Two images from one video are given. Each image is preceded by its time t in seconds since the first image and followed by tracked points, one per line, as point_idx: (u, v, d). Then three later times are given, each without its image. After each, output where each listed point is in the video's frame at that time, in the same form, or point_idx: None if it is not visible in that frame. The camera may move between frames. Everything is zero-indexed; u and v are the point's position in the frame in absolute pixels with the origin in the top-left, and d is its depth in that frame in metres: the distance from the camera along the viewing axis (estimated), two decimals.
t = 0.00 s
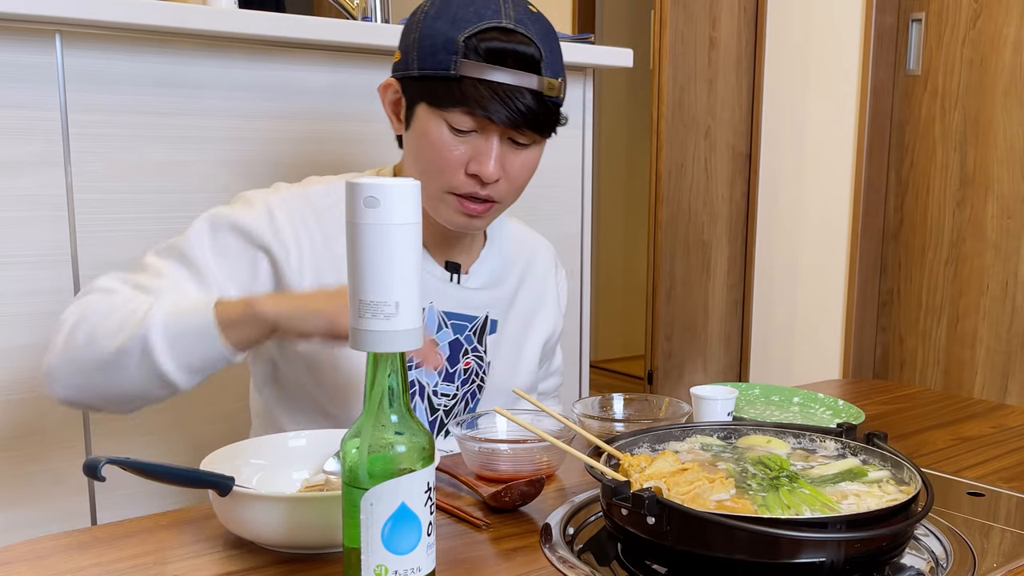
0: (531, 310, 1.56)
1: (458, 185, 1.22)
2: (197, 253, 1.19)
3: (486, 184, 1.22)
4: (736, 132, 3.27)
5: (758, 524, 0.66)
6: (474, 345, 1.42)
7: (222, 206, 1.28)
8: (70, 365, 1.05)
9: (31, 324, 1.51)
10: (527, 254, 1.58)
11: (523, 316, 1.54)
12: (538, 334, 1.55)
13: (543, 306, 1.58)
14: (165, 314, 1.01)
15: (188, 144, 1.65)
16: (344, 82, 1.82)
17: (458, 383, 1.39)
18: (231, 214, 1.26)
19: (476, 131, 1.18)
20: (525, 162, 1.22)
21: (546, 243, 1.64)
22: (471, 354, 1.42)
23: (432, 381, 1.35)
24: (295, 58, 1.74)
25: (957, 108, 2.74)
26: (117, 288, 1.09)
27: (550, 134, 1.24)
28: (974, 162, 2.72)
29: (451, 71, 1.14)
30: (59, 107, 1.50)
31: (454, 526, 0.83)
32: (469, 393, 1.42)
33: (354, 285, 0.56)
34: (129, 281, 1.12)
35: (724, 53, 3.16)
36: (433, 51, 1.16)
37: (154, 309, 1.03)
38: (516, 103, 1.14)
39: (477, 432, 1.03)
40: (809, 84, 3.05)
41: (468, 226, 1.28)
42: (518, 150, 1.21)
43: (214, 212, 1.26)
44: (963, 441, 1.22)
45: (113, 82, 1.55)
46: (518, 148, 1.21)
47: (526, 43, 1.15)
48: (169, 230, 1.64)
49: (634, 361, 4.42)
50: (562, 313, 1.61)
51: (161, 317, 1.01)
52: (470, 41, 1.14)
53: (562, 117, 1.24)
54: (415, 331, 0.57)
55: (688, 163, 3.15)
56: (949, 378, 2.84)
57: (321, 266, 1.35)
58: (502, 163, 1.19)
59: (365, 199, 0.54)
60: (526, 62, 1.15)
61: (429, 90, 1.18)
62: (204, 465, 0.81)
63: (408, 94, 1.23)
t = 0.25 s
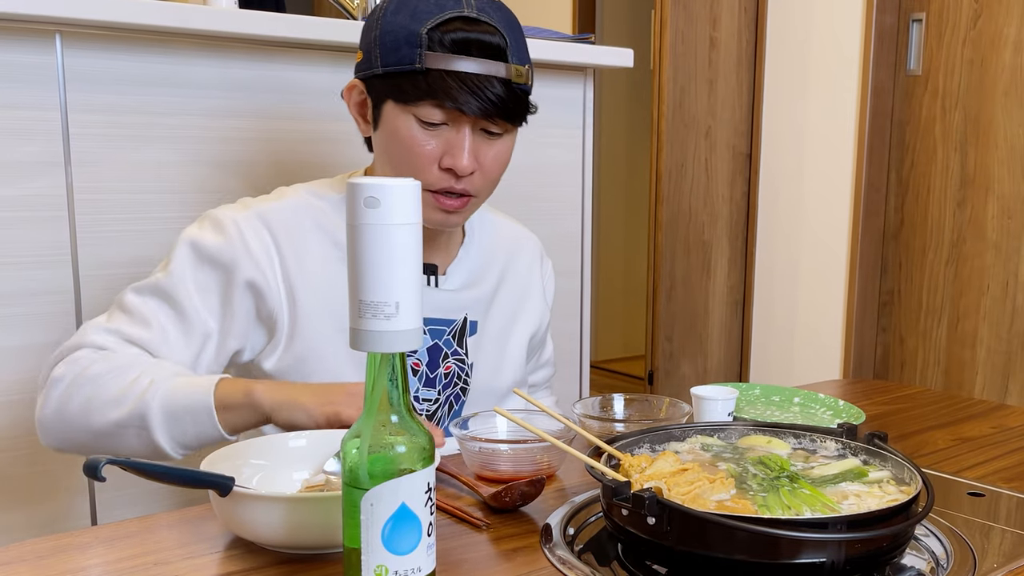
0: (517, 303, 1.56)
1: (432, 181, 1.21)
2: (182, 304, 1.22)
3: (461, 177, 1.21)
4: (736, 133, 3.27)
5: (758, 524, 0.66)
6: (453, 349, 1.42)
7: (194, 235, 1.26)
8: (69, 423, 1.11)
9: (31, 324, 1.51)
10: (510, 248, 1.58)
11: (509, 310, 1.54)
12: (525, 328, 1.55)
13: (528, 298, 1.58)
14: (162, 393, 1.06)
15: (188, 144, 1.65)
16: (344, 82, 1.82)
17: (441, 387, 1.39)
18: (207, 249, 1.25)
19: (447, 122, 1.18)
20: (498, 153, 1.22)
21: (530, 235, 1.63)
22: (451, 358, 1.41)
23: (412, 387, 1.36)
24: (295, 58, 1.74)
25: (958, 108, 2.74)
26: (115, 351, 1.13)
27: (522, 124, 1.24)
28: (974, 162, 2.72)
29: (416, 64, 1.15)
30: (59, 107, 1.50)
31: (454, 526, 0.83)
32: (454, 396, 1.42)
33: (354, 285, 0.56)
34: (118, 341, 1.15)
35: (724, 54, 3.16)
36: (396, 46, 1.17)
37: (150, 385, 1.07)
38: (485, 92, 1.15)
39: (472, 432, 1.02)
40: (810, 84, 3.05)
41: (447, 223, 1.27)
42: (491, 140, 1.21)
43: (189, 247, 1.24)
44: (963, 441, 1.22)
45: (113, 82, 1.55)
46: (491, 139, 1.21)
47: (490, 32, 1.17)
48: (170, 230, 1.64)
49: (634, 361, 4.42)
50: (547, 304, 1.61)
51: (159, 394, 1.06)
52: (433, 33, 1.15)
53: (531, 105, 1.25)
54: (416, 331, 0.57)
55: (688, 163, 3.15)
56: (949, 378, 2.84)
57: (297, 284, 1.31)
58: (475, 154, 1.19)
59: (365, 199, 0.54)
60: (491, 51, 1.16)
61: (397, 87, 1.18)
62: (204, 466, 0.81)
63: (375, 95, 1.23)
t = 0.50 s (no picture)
0: (516, 302, 1.56)
1: (427, 176, 1.21)
2: (179, 315, 1.22)
3: (456, 172, 1.21)
4: (736, 133, 3.26)
5: (758, 525, 0.66)
6: (451, 352, 1.41)
7: (190, 241, 1.25)
8: (63, 431, 1.12)
9: (31, 324, 1.51)
10: (507, 246, 1.58)
11: (508, 309, 1.55)
12: (523, 327, 1.56)
13: (526, 297, 1.58)
14: (160, 409, 1.06)
15: (189, 144, 1.65)
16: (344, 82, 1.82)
17: (439, 391, 1.38)
18: (204, 257, 1.24)
19: (441, 117, 1.18)
20: (492, 147, 1.23)
21: (527, 233, 1.63)
22: (449, 361, 1.40)
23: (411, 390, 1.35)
24: (295, 58, 1.74)
25: (958, 108, 2.74)
26: (110, 363, 1.13)
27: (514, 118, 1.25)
28: (975, 162, 2.72)
29: (407, 60, 1.14)
30: (59, 107, 1.50)
31: (455, 526, 0.83)
32: (452, 398, 1.42)
33: (354, 286, 0.56)
34: (114, 348, 1.15)
35: (724, 54, 3.16)
36: (386, 43, 1.16)
37: (148, 402, 1.08)
38: (477, 86, 1.15)
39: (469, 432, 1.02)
40: (810, 85, 3.05)
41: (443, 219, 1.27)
42: (485, 134, 1.22)
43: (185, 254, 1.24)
44: (963, 441, 1.22)
45: (113, 82, 1.55)
46: (485, 133, 1.22)
47: (480, 25, 1.17)
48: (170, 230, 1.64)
49: (635, 362, 4.42)
50: (546, 302, 1.61)
51: (156, 409, 1.06)
52: (422, 28, 1.15)
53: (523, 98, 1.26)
54: (416, 331, 0.57)
55: (688, 163, 3.15)
56: (950, 378, 2.84)
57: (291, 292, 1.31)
58: (470, 149, 1.20)
59: (366, 200, 0.54)
60: (482, 44, 1.16)
61: (388, 84, 1.18)
62: (205, 466, 0.81)
63: (366, 93, 1.22)
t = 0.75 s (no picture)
0: (517, 303, 1.56)
1: (427, 177, 1.22)
2: (182, 313, 1.22)
3: (456, 174, 1.22)
4: (737, 133, 3.26)
5: (759, 525, 0.66)
6: (452, 354, 1.41)
7: (193, 241, 1.25)
8: (68, 431, 1.12)
9: (31, 324, 1.51)
10: (509, 247, 1.58)
11: (510, 310, 1.54)
12: (525, 327, 1.55)
13: (527, 298, 1.58)
14: (165, 405, 1.07)
15: (189, 144, 1.65)
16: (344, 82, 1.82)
17: (440, 392, 1.38)
18: (207, 257, 1.24)
19: (442, 120, 1.19)
20: (493, 149, 1.24)
21: (529, 233, 1.63)
22: (450, 363, 1.40)
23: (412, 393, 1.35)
24: (295, 58, 1.74)
25: (958, 109, 2.74)
26: (113, 360, 1.13)
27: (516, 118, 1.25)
28: (975, 162, 2.72)
29: (408, 62, 1.14)
30: (59, 107, 1.50)
31: (455, 526, 0.83)
32: (453, 399, 1.42)
33: (355, 286, 0.56)
34: (118, 347, 1.15)
35: (725, 54, 3.16)
36: (386, 44, 1.16)
37: (154, 399, 1.08)
38: (479, 90, 1.15)
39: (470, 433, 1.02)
40: (810, 85, 3.05)
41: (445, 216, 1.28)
42: (486, 137, 1.23)
43: (189, 254, 1.24)
44: (964, 442, 1.22)
45: (113, 82, 1.55)
46: (485, 135, 1.22)
47: (482, 27, 1.16)
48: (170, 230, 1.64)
49: (635, 362, 4.42)
50: (548, 302, 1.61)
51: (162, 405, 1.07)
52: (424, 30, 1.14)
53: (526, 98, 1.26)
54: (416, 331, 0.57)
55: (689, 163, 3.15)
56: (950, 378, 2.84)
57: (293, 291, 1.31)
58: (470, 152, 1.21)
59: (366, 200, 0.54)
60: (483, 47, 1.15)
61: (388, 86, 1.18)
62: (205, 467, 0.81)
63: (367, 94, 1.23)
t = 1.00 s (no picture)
0: (520, 304, 1.56)
1: (441, 172, 1.21)
2: (184, 311, 1.22)
3: (470, 169, 1.21)
4: (737, 134, 3.26)
5: (759, 525, 0.66)
6: (456, 355, 1.41)
7: (196, 240, 1.26)
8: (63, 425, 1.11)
9: (32, 324, 1.51)
10: (512, 248, 1.58)
11: (512, 312, 1.54)
12: (528, 329, 1.55)
13: (531, 299, 1.58)
14: (164, 403, 1.07)
15: (189, 144, 1.65)
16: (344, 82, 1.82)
17: (443, 393, 1.39)
18: (210, 257, 1.25)
19: (454, 115, 1.19)
20: (504, 143, 1.24)
21: (532, 234, 1.63)
22: (454, 364, 1.40)
23: (416, 394, 1.36)
24: (295, 58, 1.74)
25: (959, 109, 2.74)
26: (111, 355, 1.13)
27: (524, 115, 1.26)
28: (975, 163, 2.72)
29: (420, 58, 1.14)
30: (60, 108, 1.50)
31: (455, 526, 0.83)
32: (456, 401, 1.42)
33: (355, 286, 0.56)
34: (118, 343, 1.16)
35: (725, 55, 3.16)
36: (396, 42, 1.16)
37: (153, 395, 1.08)
38: (490, 83, 1.16)
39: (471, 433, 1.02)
40: (810, 85, 3.06)
41: (458, 212, 1.26)
42: (497, 132, 1.23)
43: (191, 253, 1.24)
44: (964, 442, 1.22)
45: (114, 83, 1.55)
46: (497, 130, 1.22)
47: (491, 23, 1.17)
48: (170, 230, 1.65)
49: (636, 362, 4.42)
50: (551, 303, 1.61)
51: (161, 403, 1.06)
52: (434, 26, 1.15)
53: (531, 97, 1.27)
54: (416, 331, 0.57)
55: (689, 163, 3.15)
56: (951, 379, 2.84)
57: (294, 291, 1.31)
58: (483, 146, 1.21)
59: (366, 200, 0.54)
60: (493, 42, 1.17)
61: (400, 82, 1.18)
62: (205, 467, 0.81)
63: (376, 94, 1.23)
